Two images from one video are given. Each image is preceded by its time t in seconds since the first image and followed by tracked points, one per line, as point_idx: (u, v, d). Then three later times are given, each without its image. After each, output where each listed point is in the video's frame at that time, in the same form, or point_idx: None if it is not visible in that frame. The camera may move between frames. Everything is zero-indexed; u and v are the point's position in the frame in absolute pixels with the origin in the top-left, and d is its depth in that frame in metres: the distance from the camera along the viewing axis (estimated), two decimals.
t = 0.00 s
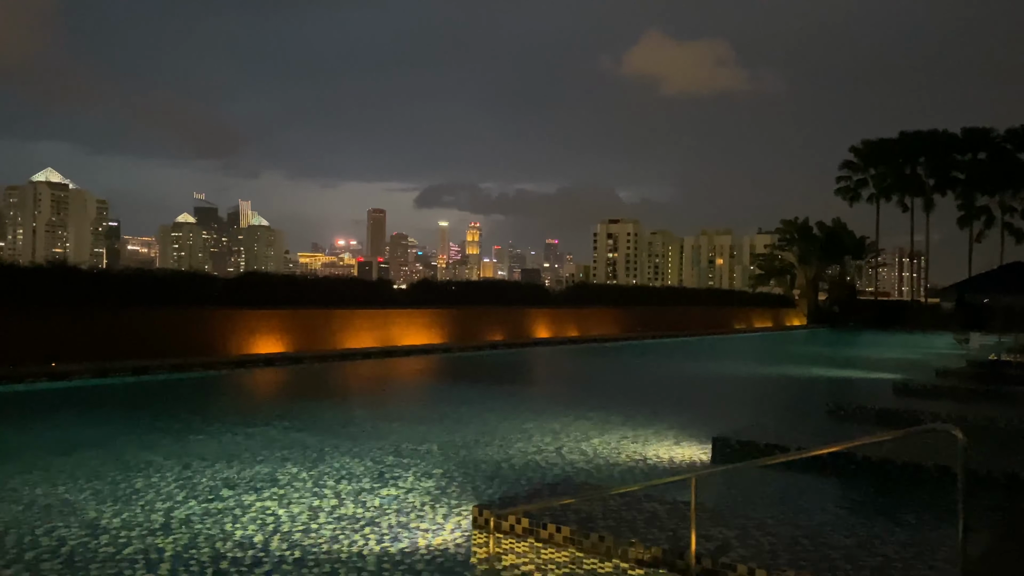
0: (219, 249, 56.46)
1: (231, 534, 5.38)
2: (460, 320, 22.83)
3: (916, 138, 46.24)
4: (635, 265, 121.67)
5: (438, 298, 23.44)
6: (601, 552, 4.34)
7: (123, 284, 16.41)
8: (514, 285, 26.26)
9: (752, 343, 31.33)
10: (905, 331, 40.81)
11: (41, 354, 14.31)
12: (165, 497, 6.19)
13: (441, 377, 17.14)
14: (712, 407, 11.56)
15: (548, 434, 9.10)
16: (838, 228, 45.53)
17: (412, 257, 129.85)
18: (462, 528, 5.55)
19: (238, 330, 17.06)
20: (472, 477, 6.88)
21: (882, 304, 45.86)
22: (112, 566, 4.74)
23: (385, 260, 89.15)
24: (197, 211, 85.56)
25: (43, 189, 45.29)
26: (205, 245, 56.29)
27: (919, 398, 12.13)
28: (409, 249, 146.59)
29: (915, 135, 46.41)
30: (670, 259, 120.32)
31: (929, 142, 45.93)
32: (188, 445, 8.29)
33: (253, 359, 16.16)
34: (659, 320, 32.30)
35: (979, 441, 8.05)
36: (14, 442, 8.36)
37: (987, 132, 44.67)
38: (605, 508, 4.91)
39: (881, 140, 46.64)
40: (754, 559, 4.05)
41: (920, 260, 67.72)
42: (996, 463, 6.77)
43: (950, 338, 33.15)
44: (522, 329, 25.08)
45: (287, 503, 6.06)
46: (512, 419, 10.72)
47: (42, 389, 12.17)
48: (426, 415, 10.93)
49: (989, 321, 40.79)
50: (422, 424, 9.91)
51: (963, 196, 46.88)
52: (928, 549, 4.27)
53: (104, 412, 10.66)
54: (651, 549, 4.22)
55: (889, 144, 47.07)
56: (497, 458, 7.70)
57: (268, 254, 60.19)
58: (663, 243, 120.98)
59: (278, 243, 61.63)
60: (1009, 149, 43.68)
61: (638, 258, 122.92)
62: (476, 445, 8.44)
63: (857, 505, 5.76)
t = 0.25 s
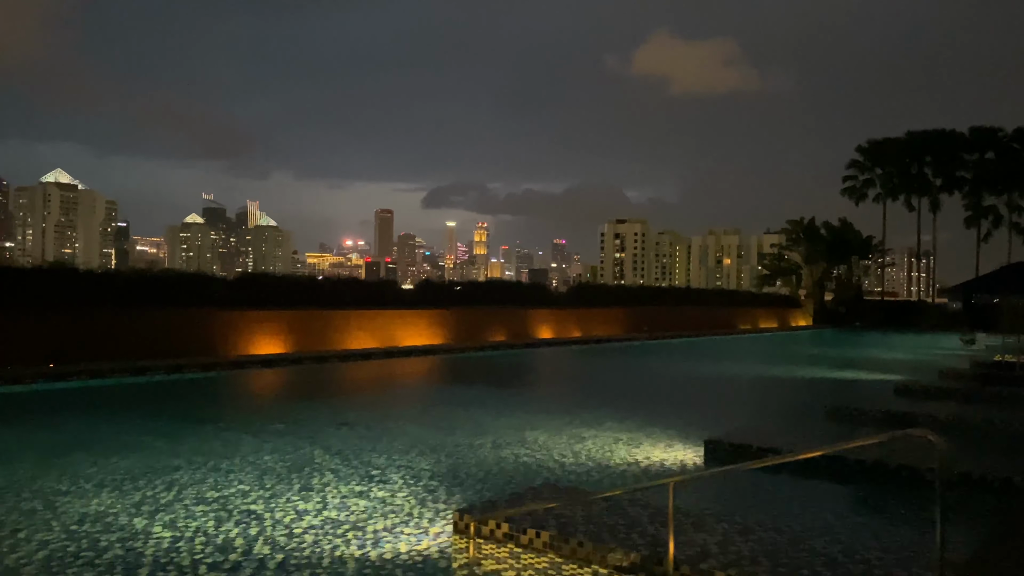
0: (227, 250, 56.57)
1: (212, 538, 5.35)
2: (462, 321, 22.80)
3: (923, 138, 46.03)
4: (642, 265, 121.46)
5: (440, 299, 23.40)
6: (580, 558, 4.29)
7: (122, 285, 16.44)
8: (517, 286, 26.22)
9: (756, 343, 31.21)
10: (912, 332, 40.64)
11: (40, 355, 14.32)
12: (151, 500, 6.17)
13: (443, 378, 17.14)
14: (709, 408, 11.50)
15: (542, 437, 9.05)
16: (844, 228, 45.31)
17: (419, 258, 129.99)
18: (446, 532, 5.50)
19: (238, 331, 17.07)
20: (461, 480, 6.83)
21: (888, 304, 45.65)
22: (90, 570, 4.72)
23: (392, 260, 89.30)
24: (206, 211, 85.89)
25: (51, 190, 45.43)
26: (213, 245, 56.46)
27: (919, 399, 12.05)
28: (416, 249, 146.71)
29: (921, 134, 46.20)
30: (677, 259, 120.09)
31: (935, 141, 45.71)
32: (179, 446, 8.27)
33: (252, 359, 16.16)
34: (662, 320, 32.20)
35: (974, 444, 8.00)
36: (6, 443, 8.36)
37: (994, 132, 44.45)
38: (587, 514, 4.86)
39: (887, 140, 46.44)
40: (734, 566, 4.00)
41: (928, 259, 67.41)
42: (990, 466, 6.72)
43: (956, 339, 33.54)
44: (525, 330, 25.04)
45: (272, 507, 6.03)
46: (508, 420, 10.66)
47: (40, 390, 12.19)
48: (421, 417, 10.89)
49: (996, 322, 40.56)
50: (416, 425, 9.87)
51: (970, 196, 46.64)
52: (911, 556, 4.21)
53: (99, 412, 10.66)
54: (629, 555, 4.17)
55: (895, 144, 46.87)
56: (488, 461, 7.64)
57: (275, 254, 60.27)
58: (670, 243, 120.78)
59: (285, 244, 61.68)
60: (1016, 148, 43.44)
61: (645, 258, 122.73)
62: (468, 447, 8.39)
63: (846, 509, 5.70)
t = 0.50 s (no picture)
0: (233, 250, 56.60)
1: (191, 544, 5.30)
2: (462, 322, 22.72)
3: (928, 137, 45.80)
4: (648, 265, 121.21)
5: (440, 300, 23.33)
6: (557, 566, 4.23)
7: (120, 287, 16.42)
8: (518, 287, 26.16)
9: (759, 344, 31.07)
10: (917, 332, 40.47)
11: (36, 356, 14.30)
12: (133, 505, 6.12)
13: (443, 380, 17.09)
14: (707, 410, 11.42)
15: (534, 440, 8.97)
16: (848, 228, 45.10)
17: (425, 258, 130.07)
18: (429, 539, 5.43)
19: (236, 333, 17.02)
20: (448, 486, 6.75)
21: (893, 305, 45.43)
22: None
23: (398, 260, 89.31)
24: (212, 212, 86.05)
25: (59, 191, 45.54)
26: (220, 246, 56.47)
27: (918, 402, 11.94)
28: (422, 249, 146.66)
29: (926, 134, 45.99)
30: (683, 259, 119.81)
31: (940, 141, 45.48)
32: (167, 449, 8.22)
33: (249, 361, 16.11)
34: (665, 321, 32.09)
35: (970, 449, 7.91)
36: None
37: (999, 131, 44.20)
38: (567, 520, 4.79)
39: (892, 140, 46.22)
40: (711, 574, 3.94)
41: (935, 259, 67.11)
42: (984, 471, 6.64)
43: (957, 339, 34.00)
44: (526, 331, 24.98)
45: (254, 513, 5.97)
46: (502, 423, 10.59)
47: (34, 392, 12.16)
48: (415, 420, 10.82)
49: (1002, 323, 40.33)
50: (408, 428, 9.80)
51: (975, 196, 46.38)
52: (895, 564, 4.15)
53: (93, 414, 10.62)
54: (607, 563, 4.10)
55: (900, 144, 46.64)
56: (477, 465, 7.56)
57: (282, 254, 60.23)
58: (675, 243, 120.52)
59: (292, 244, 61.82)
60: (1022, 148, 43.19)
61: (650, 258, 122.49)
62: (459, 450, 8.31)
63: (836, 515, 5.62)
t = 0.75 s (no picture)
0: (237, 250, 56.54)
1: (169, 550, 5.22)
2: (460, 322, 22.63)
3: (931, 136, 45.59)
4: (652, 265, 120.99)
5: (438, 300, 23.24)
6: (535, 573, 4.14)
7: (116, 288, 16.37)
8: (518, 287, 26.08)
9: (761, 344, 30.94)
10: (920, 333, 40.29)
11: (30, 357, 14.23)
12: (114, 509, 6.04)
13: (440, 380, 17.00)
14: (704, 411, 11.32)
15: (526, 442, 8.86)
16: (851, 228, 44.91)
17: (429, 257, 130.10)
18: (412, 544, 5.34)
19: (232, 333, 16.94)
20: (435, 489, 6.65)
21: (896, 304, 45.23)
22: None
23: (402, 260, 89.36)
24: (217, 211, 86.14)
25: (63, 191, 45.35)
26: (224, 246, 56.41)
27: (917, 403, 11.82)
28: (426, 249, 146.67)
29: (930, 133, 45.80)
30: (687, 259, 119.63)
31: (944, 140, 45.27)
32: (155, 451, 8.14)
33: (245, 362, 16.03)
34: (666, 321, 31.97)
35: (966, 452, 7.80)
36: None
37: (1003, 130, 43.97)
38: (548, 525, 4.70)
39: (895, 139, 46.02)
40: None
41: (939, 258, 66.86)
42: (978, 474, 6.54)
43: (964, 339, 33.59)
44: (525, 331, 24.88)
45: (237, 517, 5.89)
46: (495, 424, 10.49)
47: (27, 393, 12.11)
48: (407, 421, 10.72)
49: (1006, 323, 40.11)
50: (401, 430, 9.69)
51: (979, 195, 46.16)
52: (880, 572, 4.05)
53: (84, 415, 10.54)
54: (586, 570, 4.01)
55: (903, 143, 46.44)
56: (465, 468, 7.46)
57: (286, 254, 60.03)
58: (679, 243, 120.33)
59: (295, 244, 61.37)
60: None
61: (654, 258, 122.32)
62: (449, 452, 8.21)
63: (825, 521, 5.52)
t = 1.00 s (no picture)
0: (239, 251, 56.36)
1: (145, 559, 5.11)
2: (458, 323, 22.53)
3: (933, 136, 45.44)
4: (654, 265, 120.79)
5: (437, 302, 23.18)
6: None
7: (110, 289, 16.31)
8: (516, 288, 25.96)
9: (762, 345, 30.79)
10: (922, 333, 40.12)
11: (21, 359, 14.14)
12: (92, 516, 5.93)
13: (437, 382, 16.89)
14: (700, 413, 11.21)
15: (516, 446, 8.73)
16: (853, 228, 44.77)
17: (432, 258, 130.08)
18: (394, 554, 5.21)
19: (227, 334, 16.86)
20: (421, 496, 6.53)
21: (898, 305, 45.06)
22: None
23: (405, 260, 89.30)
24: (220, 212, 86.23)
25: (66, 192, 44.86)
26: (226, 247, 56.26)
27: (917, 406, 11.69)
28: (428, 250, 146.59)
29: (932, 133, 45.64)
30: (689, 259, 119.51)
31: (946, 140, 45.11)
32: (139, 454, 8.03)
33: (240, 363, 15.94)
34: (667, 322, 31.85)
35: (963, 457, 7.67)
36: None
37: (1005, 130, 43.80)
38: (529, 535, 4.57)
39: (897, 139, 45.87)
40: None
41: (942, 258, 66.62)
42: (973, 479, 6.42)
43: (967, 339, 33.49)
44: (524, 332, 24.77)
45: (216, 525, 5.78)
46: (488, 428, 10.36)
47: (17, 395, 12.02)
48: (399, 424, 10.59)
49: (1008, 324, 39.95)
50: (391, 434, 9.57)
51: (980, 196, 46.00)
52: None
53: (72, 417, 10.44)
54: None
55: (905, 143, 46.30)
56: (453, 474, 7.33)
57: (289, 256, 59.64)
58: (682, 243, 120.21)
59: (298, 245, 60.31)
60: None
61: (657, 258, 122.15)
62: (438, 458, 8.07)
63: (814, 529, 5.42)
